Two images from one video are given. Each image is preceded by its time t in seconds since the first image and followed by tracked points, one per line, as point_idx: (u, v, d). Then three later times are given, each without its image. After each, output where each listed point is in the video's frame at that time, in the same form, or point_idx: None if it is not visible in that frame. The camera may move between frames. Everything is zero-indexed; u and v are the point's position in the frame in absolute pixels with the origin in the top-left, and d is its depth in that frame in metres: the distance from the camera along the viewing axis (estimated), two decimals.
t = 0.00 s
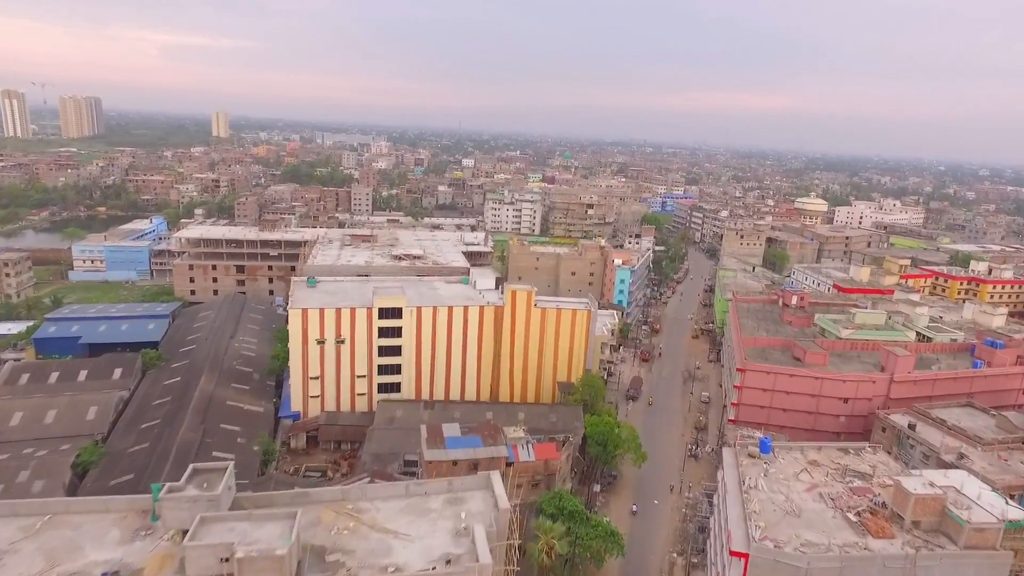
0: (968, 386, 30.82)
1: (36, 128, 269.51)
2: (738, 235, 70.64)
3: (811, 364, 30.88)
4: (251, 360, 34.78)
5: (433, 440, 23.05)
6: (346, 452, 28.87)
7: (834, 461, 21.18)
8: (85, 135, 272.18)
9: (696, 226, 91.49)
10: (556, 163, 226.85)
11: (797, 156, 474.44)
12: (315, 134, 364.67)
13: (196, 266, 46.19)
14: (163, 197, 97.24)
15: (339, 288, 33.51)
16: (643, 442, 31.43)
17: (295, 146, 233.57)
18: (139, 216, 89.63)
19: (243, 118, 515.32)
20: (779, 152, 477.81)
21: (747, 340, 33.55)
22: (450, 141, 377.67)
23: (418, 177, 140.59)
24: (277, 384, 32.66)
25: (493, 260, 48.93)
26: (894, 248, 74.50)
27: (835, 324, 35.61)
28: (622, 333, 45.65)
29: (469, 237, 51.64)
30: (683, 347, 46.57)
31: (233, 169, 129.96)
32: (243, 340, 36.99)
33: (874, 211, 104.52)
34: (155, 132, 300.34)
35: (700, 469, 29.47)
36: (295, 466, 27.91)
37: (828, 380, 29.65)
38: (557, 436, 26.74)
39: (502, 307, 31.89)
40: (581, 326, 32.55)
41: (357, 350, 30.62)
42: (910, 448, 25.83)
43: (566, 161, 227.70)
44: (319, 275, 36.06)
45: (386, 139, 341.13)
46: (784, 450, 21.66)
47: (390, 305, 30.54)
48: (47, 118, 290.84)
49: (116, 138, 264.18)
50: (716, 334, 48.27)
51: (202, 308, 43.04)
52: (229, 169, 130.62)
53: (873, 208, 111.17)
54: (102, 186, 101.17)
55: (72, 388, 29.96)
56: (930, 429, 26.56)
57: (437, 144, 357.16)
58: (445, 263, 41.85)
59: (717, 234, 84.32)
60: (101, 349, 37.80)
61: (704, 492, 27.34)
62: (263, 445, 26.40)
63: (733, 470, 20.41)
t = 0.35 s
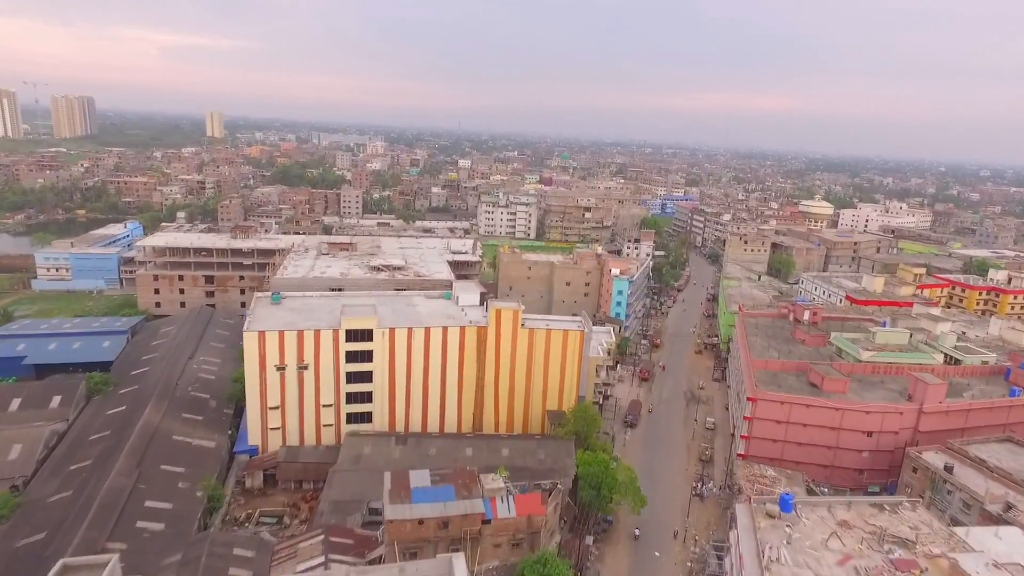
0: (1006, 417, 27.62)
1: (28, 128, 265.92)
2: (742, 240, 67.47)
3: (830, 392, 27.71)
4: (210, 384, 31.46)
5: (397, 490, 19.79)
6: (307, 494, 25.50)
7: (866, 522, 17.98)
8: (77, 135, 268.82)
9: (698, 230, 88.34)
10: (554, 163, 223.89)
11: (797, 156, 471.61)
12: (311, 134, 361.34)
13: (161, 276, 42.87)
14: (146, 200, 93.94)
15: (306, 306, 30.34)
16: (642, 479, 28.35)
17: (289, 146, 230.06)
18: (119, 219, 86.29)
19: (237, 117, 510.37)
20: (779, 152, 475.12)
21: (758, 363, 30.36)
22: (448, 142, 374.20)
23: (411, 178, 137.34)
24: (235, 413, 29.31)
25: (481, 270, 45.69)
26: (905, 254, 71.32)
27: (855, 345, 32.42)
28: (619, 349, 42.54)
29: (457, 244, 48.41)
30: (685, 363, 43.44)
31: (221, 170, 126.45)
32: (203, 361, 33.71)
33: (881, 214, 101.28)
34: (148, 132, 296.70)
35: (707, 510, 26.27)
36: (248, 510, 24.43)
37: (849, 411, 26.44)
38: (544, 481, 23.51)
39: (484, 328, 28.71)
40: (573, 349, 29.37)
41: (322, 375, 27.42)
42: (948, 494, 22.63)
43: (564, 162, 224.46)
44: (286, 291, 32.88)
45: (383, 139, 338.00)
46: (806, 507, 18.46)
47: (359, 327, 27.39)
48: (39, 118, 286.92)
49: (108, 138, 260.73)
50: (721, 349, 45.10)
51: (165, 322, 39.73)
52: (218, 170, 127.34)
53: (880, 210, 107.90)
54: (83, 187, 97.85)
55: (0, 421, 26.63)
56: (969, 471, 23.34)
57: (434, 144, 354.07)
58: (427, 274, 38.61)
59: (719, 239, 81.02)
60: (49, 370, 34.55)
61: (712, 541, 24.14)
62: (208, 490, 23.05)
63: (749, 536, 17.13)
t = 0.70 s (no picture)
0: None
1: (21, 128, 262.73)
2: (747, 246, 64.34)
3: (853, 426, 24.55)
4: (161, 411, 28.21)
5: (348, 559, 16.52)
6: (258, 544, 22.29)
7: None
8: (70, 135, 265.72)
9: (699, 233, 85.29)
10: (552, 164, 220.87)
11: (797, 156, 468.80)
12: (307, 134, 358.28)
13: (122, 288, 39.73)
14: (127, 202, 90.74)
15: (265, 327, 27.17)
16: (640, 522, 25.27)
17: (283, 147, 226.70)
18: (98, 222, 83.06)
19: (234, 117, 507.14)
20: (779, 153, 472.31)
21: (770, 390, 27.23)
22: (446, 142, 371.00)
23: (405, 179, 134.30)
24: (185, 446, 25.79)
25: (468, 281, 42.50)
26: (917, 260, 68.20)
27: (878, 367, 29.19)
28: (616, 367, 39.48)
29: (443, 252, 45.19)
30: (688, 383, 40.32)
31: (210, 171, 123.19)
32: (156, 385, 30.40)
33: (888, 216, 98.06)
34: (142, 132, 293.48)
35: (713, 562, 23.12)
36: (188, 566, 21.13)
37: (877, 449, 23.25)
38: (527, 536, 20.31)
39: (464, 353, 25.59)
40: (563, 375, 26.31)
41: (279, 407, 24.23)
42: (997, 553, 19.43)
43: (562, 163, 221.26)
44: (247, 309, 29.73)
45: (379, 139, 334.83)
46: None
47: (322, 353, 24.22)
48: (31, 118, 283.65)
49: (101, 138, 257.55)
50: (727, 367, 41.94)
51: (123, 339, 36.55)
52: (206, 171, 124.24)
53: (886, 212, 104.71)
54: (63, 189, 94.63)
55: None
56: (1020, 524, 20.15)
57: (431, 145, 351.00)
58: (407, 288, 35.38)
59: (722, 243, 77.76)
60: None
61: None
62: (136, 547, 19.69)
63: None
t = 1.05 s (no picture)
0: None
1: (13, 128, 259.44)
2: (751, 251, 61.19)
3: (882, 469, 21.32)
4: (97, 445, 24.95)
5: None
6: None
7: None
8: (63, 135, 262.53)
9: (700, 237, 82.20)
10: (551, 164, 217.88)
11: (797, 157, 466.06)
12: (304, 134, 355.21)
13: (74, 301, 36.53)
14: (108, 204, 87.49)
15: (214, 352, 23.96)
16: None
17: (277, 147, 223.06)
18: (76, 225, 79.77)
19: (230, 117, 503.84)
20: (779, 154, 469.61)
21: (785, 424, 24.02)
22: (443, 142, 367.45)
23: (399, 180, 131.26)
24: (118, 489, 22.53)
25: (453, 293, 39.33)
26: (929, 266, 65.10)
27: (906, 396, 25.96)
28: (612, 388, 36.34)
29: (427, 260, 41.97)
30: (691, 404, 37.19)
31: (197, 172, 119.82)
32: (96, 414, 27.12)
33: (895, 219, 94.90)
34: (136, 132, 290.16)
35: None
36: None
37: (913, 498, 20.02)
38: None
39: (437, 384, 22.42)
40: (551, 408, 23.16)
41: (222, 447, 20.99)
42: None
43: (560, 164, 217.85)
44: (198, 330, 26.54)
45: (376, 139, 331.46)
46: None
47: (272, 386, 20.99)
48: (24, 117, 280.34)
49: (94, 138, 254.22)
50: (733, 387, 38.77)
51: (71, 358, 33.35)
52: (194, 171, 121.05)
53: (893, 215, 101.63)
54: (43, 192, 91.38)
55: None
56: None
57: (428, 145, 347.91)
58: (381, 303, 32.19)
59: (724, 248, 74.54)
60: None
61: None
62: None
63: None
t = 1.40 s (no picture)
0: None
1: (4, 127, 255.96)
2: (758, 258, 57.87)
3: (924, 527, 18.01)
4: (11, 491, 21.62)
5: None
6: None
7: None
8: (56, 134, 259.06)
9: (702, 242, 79.00)
10: (550, 164, 214.51)
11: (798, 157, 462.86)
12: (300, 133, 351.72)
13: (16, 316, 33.19)
14: (86, 207, 84.08)
15: (144, 387, 20.66)
16: None
17: (272, 146, 219.66)
18: (50, 228, 76.28)
19: (227, 116, 499.97)
20: (780, 154, 466.54)
21: (807, 469, 20.76)
22: (442, 143, 363.93)
23: (393, 181, 127.96)
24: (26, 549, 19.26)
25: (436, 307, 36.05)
26: (945, 274, 61.82)
27: (943, 432, 22.65)
28: (609, 413, 33.08)
29: (408, 271, 38.73)
30: (695, 430, 33.95)
31: (184, 173, 116.38)
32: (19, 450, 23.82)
33: (904, 222, 91.65)
34: (130, 131, 286.52)
35: None
36: None
37: (964, 567, 16.68)
38: None
39: (401, 426, 19.16)
40: (534, 453, 19.91)
41: (143, 505, 17.71)
42: None
43: (558, 164, 214.52)
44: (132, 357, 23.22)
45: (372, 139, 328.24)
46: None
47: (202, 432, 17.70)
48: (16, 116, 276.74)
49: (86, 137, 250.63)
50: (741, 410, 35.50)
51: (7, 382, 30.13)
52: (181, 172, 117.58)
53: (901, 217, 98.39)
54: (19, 194, 87.90)
55: None
56: None
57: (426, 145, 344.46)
58: (350, 320, 28.94)
59: (728, 253, 71.26)
60: None
61: None
62: None
63: None
